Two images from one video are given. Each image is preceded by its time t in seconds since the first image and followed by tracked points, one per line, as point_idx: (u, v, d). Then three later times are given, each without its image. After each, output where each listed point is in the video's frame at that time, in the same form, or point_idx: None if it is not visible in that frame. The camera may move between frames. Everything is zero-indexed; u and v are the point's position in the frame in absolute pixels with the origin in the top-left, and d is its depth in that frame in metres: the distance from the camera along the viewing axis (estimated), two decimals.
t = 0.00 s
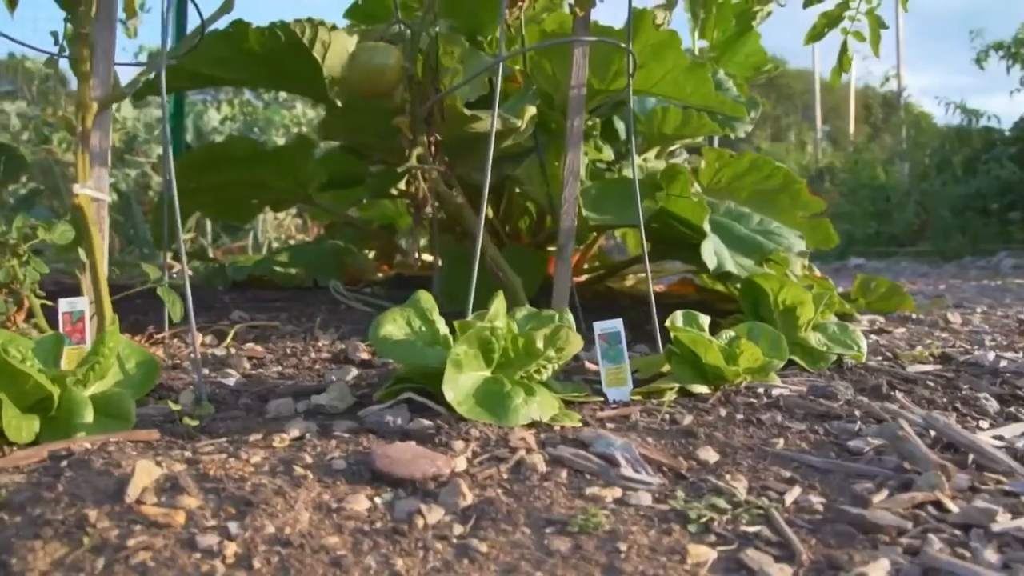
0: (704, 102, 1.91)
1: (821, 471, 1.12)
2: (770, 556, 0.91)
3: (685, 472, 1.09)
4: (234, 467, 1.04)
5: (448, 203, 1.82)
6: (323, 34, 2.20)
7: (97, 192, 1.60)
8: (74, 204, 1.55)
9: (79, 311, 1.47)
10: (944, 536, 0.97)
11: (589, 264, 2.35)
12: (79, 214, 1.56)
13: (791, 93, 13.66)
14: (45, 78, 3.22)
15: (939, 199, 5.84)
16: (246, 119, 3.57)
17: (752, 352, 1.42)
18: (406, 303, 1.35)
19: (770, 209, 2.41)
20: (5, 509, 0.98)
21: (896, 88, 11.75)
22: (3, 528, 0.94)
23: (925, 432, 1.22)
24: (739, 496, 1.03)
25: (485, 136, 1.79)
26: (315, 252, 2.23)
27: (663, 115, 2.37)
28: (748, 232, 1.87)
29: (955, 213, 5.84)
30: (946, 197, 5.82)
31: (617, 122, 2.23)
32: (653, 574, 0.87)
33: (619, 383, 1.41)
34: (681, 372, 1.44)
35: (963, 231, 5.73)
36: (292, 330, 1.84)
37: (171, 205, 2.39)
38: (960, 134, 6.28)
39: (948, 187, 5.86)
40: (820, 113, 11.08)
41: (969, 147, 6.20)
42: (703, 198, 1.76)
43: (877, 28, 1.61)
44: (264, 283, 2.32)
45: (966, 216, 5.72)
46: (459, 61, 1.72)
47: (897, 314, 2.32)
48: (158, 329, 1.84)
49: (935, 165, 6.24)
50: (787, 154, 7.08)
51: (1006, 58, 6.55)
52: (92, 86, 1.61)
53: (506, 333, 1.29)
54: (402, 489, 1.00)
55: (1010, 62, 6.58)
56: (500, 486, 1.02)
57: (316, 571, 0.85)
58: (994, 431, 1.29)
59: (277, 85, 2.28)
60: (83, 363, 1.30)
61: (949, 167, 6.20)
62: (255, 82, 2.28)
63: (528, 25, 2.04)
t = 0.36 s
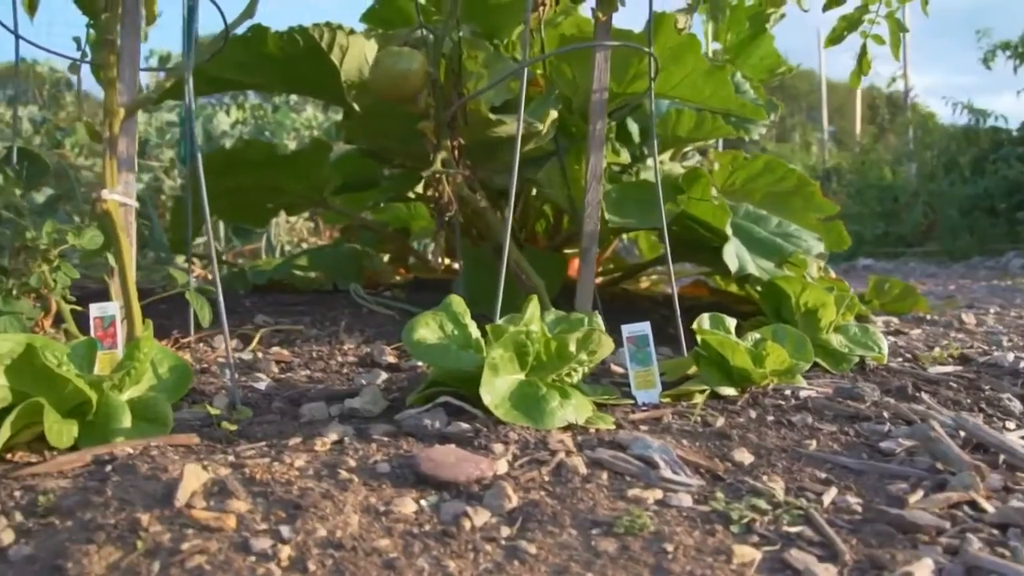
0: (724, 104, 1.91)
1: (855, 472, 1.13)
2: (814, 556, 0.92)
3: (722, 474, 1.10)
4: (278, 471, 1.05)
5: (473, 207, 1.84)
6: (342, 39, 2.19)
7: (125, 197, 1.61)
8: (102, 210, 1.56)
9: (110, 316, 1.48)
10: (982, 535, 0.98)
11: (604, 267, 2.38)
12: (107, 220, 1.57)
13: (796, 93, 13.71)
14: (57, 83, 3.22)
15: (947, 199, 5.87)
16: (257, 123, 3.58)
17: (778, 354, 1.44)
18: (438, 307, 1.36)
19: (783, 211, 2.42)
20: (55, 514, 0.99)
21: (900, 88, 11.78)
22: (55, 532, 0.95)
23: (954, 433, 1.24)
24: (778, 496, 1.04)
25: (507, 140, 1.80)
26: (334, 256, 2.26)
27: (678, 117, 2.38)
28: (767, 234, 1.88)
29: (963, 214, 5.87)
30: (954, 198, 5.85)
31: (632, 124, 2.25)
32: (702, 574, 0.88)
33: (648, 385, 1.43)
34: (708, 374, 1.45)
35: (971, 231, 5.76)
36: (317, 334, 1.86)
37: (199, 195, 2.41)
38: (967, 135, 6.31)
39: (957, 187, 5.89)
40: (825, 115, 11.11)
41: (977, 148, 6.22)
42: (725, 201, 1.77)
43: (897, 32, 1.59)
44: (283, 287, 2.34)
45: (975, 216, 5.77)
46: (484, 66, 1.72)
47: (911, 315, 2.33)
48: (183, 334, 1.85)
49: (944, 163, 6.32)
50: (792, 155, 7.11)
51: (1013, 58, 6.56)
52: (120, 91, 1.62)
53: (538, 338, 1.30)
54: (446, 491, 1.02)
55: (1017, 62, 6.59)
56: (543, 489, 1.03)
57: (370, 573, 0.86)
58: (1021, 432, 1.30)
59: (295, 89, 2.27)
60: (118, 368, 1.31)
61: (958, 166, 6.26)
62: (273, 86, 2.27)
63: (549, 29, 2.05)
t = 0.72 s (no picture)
0: (745, 108, 1.93)
1: (894, 472, 1.14)
2: (864, 556, 0.94)
3: (764, 475, 1.12)
4: (329, 474, 1.06)
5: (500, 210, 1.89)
6: (363, 44, 2.20)
7: (158, 203, 1.62)
8: (135, 215, 1.57)
9: (145, 321, 1.49)
10: None
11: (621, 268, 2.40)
12: (140, 226, 1.59)
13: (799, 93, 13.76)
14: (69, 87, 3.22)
15: (956, 199, 5.91)
16: (269, 126, 3.57)
17: (807, 356, 1.44)
18: (474, 311, 1.38)
19: (798, 212, 2.43)
20: (111, 519, 1.00)
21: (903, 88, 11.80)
22: (115, 537, 0.96)
23: (988, 433, 1.26)
24: (822, 497, 1.06)
25: (533, 145, 1.82)
26: (355, 258, 2.28)
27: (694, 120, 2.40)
28: (788, 236, 1.88)
29: (971, 213, 5.90)
30: (962, 198, 5.90)
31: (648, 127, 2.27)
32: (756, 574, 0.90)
33: (679, 388, 1.43)
34: (739, 376, 1.46)
35: (980, 231, 5.79)
36: (344, 338, 1.88)
37: (234, 195, 2.41)
38: (973, 135, 6.33)
39: (966, 187, 5.94)
40: (829, 115, 11.14)
41: (985, 147, 6.25)
42: (748, 205, 1.78)
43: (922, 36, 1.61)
44: (304, 291, 2.35)
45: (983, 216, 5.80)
46: (511, 71, 1.74)
47: (926, 316, 2.35)
48: (211, 338, 1.86)
49: (952, 164, 6.36)
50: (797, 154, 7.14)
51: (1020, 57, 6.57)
52: (150, 98, 1.63)
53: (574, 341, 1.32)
54: (497, 494, 1.04)
55: None
56: (591, 491, 1.05)
57: None
58: None
59: (315, 95, 2.28)
60: (159, 373, 1.32)
61: (965, 166, 6.30)
62: (293, 91, 2.28)
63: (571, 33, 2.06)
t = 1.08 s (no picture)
0: (766, 111, 1.95)
1: (931, 473, 1.16)
2: (912, 555, 0.96)
3: (805, 476, 1.13)
4: (380, 477, 1.08)
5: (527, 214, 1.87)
6: (383, 47, 2.24)
7: (190, 208, 1.63)
8: (168, 221, 1.58)
9: (181, 326, 1.51)
10: None
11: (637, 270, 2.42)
12: (174, 232, 1.61)
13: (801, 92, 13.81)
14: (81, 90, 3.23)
15: (963, 199, 5.96)
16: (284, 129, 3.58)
17: (836, 357, 1.45)
18: (509, 315, 1.40)
19: (813, 212, 2.44)
20: (168, 522, 1.01)
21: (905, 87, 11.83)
22: (174, 540, 0.97)
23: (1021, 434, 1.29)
24: (865, 497, 1.07)
25: (558, 148, 1.84)
26: (375, 262, 2.30)
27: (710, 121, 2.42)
28: (810, 238, 1.88)
29: (978, 212, 5.94)
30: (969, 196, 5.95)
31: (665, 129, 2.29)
32: (809, 573, 0.92)
33: (711, 389, 1.45)
34: (769, 377, 1.46)
35: (987, 230, 5.84)
36: (370, 341, 1.90)
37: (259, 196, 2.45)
38: (981, 133, 6.36)
39: (972, 186, 5.98)
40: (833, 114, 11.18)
41: (992, 146, 6.29)
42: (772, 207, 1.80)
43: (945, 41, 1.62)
44: (324, 293, 2.37)
45: (990, 215, 5.85)
46: (539, 76, 1.76)
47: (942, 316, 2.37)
48: (238, 342, 1.88)
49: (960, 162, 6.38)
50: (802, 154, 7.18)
51: None
52: (182, 104, 1.64)
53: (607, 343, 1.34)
54: (547, 496, 1.05)
55: None
56: (639, 492, 1.07)
57: None
58: None
59: (335, 99, 2.30)
60: (199, 378, 1.34)
61: (973, 165, 6.31)
62: (312, 95, 2.30)
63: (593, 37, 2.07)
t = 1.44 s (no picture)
0: (784, 113, 1.95)
1: (963, 472, 1.18)
2: (953, 552, 0.98)
3: (841, 475, 1.15)
4: (424, 479, 1.09)
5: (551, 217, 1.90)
6: (400, 51, 2.26)
7: (218, 212, 1.65)
8: (197, 225, 1.59)
9: (212, 329, 1.52)
10: None
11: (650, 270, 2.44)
12: (202, 235, 1.62)
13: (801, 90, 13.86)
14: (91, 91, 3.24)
15: (969, 198, 5.99)
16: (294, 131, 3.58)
17: (861, 357, 1.46)
18: (540, 317, 1.42)
19: (825, 213, 2.45)
20: (218, 525, 1.03)
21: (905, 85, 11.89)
22: (226, 542, 0.99)
23: None
24: (902, 496, 1.09)
25: (581, 151, 1.86)
26: (392, 263, 2.31)
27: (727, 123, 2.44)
28: (827, 239, 1.87)
29: (984, 210, 5.98)
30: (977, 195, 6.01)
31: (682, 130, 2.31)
32: (855, 571, 0.94)
33: (738, 389, 1.46)
34: (795, 378, 1.48)
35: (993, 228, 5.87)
36: (394, 342, 1.91)
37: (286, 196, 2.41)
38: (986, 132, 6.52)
39: (978, 185, 6.03)
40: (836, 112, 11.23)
41: (997, 145, 6.42)
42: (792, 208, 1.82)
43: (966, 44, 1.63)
44: (342, 295, 2.38)
45: (996, 213, 5.89)
46: (563, 80, 1.78)
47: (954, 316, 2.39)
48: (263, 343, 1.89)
49: (965, 161, 6.49)
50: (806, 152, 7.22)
51: None
52: (210, 109, 1.66)
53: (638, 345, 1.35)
54: (590, 496, 1.07)
55: None
56: (680, 492, 1.09)
57: None
58: None
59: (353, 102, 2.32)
60: (236, 381, 1.35)
61: (979, 164, 6.44)
62: (330, 98, 2.32)
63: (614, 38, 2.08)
